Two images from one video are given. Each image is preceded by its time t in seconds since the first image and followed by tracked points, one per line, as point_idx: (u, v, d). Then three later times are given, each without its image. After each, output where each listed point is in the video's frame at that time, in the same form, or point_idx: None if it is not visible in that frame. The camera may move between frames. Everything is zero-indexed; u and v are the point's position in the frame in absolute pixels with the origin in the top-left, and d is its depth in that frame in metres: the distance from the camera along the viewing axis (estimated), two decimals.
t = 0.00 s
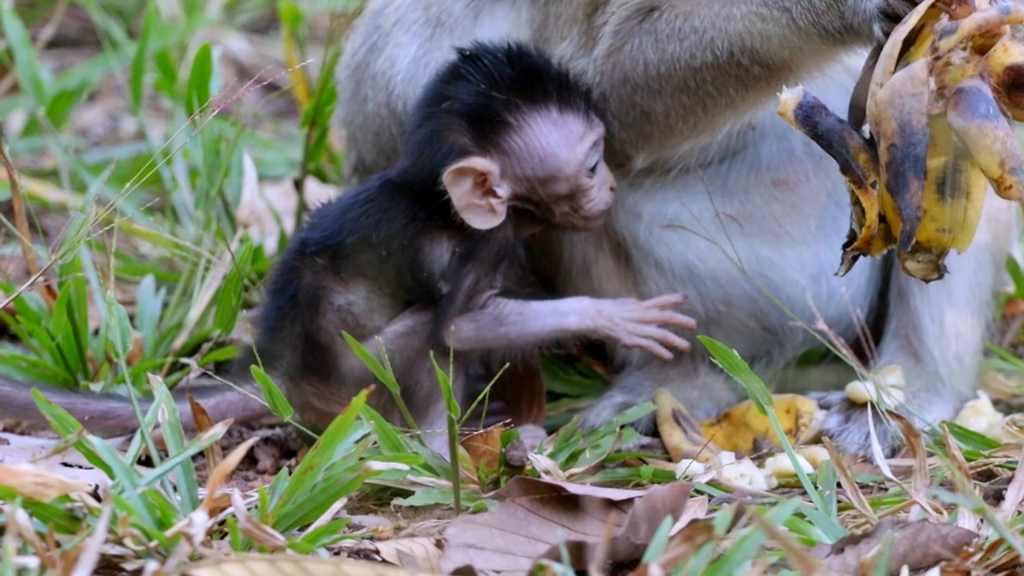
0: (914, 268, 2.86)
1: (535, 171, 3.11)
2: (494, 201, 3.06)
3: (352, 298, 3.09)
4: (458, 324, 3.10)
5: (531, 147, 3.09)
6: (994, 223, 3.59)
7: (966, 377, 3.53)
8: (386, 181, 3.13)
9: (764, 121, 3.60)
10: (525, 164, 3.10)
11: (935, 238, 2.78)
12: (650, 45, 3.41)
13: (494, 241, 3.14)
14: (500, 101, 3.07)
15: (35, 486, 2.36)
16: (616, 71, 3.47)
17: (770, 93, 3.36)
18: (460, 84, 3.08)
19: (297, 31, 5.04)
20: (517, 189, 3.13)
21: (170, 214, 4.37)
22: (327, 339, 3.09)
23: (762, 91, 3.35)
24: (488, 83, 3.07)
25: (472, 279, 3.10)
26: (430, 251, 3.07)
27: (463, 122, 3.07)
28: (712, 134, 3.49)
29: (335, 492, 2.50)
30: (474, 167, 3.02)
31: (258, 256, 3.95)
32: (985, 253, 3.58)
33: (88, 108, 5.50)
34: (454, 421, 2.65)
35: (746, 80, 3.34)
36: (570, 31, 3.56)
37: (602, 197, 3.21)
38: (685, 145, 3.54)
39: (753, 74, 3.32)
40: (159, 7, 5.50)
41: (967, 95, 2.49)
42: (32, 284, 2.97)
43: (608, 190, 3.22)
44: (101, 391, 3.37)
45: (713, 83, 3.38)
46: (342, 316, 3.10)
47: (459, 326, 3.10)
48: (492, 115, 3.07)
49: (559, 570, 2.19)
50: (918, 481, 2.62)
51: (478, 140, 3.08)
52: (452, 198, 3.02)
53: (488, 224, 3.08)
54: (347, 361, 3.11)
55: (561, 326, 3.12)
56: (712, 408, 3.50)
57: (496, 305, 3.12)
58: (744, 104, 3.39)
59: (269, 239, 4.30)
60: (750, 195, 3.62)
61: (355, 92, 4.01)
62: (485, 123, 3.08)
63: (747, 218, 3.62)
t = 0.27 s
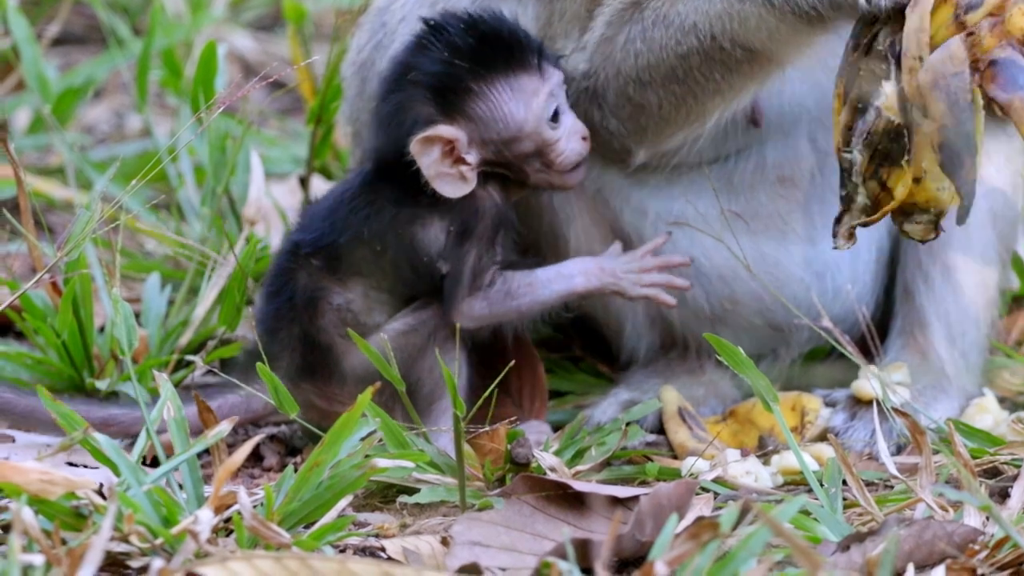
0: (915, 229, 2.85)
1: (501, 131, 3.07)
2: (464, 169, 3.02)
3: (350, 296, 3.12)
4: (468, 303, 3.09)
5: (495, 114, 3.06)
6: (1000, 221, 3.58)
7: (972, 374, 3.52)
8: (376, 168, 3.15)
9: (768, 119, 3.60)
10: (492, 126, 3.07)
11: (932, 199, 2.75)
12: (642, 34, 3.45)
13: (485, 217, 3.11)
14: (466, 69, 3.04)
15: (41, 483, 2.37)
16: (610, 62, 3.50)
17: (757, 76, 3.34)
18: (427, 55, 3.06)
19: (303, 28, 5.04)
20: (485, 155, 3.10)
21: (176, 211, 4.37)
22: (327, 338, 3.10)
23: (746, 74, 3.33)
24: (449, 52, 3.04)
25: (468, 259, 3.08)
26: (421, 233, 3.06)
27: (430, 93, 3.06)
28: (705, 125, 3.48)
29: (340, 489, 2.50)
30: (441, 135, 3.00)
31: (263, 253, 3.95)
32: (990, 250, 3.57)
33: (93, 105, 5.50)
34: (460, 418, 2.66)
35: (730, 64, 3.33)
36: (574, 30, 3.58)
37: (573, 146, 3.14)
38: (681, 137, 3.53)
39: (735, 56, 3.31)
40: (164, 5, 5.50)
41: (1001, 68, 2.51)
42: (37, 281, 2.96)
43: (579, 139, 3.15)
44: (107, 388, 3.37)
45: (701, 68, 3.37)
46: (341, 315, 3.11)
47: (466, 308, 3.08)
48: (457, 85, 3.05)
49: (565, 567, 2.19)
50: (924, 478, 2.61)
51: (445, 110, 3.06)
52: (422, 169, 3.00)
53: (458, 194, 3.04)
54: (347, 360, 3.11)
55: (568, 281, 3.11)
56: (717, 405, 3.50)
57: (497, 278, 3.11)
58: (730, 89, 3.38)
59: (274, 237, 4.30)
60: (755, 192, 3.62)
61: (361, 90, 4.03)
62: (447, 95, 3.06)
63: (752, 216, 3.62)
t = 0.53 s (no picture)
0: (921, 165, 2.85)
1: (506, 133, 3.07)
2: (467, 167, 3.02)
3: (348, 302, 3.11)
4: (453, 301, 3.09)
5: (505, 116, 3.06)
6: (1006, 218, 3.59)
7: (978, 373, 3.51)
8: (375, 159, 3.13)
9: (777, 115, 3.61)
10: (497, 126, 3.06)
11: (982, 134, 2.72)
12: (645, 28, 3.41)
13: (478, 215, 3.11)
14: (478, 68, 3.03)
15: (46, 481, 2.39)
16: (615, 58, 3.47)
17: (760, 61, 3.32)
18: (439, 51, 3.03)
19: (307, 26, 5.04)
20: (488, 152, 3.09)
21: (181, 210, 4.37)
22: (330, 342, 3.11)
23: (752, 61, 3.29)
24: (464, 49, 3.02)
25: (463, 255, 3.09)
26: (415, 233, 3.05)
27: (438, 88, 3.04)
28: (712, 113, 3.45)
29: (345, 488, 2.50)
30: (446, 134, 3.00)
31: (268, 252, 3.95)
32: (997, 250, 3.57)
33: (99, 103, 5.50)
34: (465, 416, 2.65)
35: (736, 51, 3.30)
36: (582, 29, 3.57)
37: (577, 147, 3.14)
38: (692, 126, 3.50)
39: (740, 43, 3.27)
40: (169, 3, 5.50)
41: None
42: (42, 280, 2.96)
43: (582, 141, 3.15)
44: (112, 387, 3.38)
45: (706, 58, 3.34)
46: (340, 320, 3.11)
47: (454, 305, 3.09)
48: (466, 83, 3.04)
49: (570, 566, 2.18)
50: (929, 478, 2.61)
51: (453, 108, 3.05)
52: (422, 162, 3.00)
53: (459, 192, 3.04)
54: (348, 361, 3.12)
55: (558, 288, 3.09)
56: (722, 404, 3.49)
57: (488, 278, 3.10)
58: (738, 76, 3.35)
59: (279, 235, 4.30)
60: (763, 190, 3.63)
61: (368, 85, 4.04)
62: (456, 93, 3.05)
63: (761, 215, 3.63)
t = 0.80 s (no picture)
0: (909, 279, 2.83)
1: (528, 142, 3.08)
2: (478, 166, 3.01)
3: (337, 311, 3.03)
4: (438, 297, 3.02)
5: (531, 125, 3.08)
6: (1009, 217, 3.60)
7: (980, 372, 3.51)
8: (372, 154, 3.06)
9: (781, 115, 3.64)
10: (521, 135, 3.07)
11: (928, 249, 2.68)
12: (660, 53, 3.55)
13: (466, 210, 3.06)
14: (528, 74, 3.07)
15: (48, 480, 2.40)
16: (627, 77, 3.62)
17: (767, 109, 3.47)
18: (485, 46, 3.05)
19: (310, 25, 5.04)
20: (503, 155, 3.08)
21: (184, 208, 4.37)
22: (320, 351, 3.05)
23: (763, 105, 3.45)
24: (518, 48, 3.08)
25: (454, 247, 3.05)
26: (402, 229, 2.98)
27: (480, 75, 3.03)
28: (717, 142, 3.60)
29: (348, 486, 2.50)
30: (467, 130, 2.96)
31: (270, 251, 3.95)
32: (999, 247, 3.57)
33: (102, 102, 5.50)
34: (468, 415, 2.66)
35: (747, 95, 3.45)
36: (595, 39, 3.69)
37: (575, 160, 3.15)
38: (700, 148, 3.62)
39: (753, 88, 3.43)
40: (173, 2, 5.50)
41: (921, 166, 2.61)
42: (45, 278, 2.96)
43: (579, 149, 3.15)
44: (115, 385, 3.37)
45: (716, 97, 3.49)
46: (330, 330, 3.04)
47: (437, 300, 3.03)
48: (508, 82, 3.05)
49: (573, 565, 2.18)
50: (932, 477, 2.60)
51: (493, 103, 3.04)
52: (444, 152, 2.99)
53: (467, 188, 3.04)
54: (340, 369, 3.08)
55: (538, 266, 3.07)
56: (725, 403, 3.48)
57: (468, 270, 3.05)
58: (747, 115, 3.49)
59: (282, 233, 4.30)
60: (765, 187, 3.63)
61: (373, 83, 4.03)
62: (498, 89, 3.05)
63: (763, 212, 3.64)
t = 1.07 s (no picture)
0: (937, 282, 2.75)
1: (536, 168, 3.06)
2: (483, 182, 2.96)
3: (329, 319, 3.03)
4: (420, 302, 3.02)
5: (539, 157, 3.06)
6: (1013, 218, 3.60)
7: (984, 373, 3.51)
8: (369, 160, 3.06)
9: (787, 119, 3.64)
10: (529, 160, 3.05)
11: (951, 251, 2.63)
12: (665, 57, 3.53)
13: (463, 215, 3.06)
14: (544, 100, 3.06)
15: (53, 481, 2.39)
16: (632, 80, 3.60)
17: (772, 114, 3.44)
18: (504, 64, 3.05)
19: (314, 26, 5.04)
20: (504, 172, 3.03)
21: (188, 209, 4.37)
22: (315, 360, 3.05)
23: (768, 112, 3.43)
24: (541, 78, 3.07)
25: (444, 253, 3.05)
26: (391, 233, 2.98)
27: (500, 92, 3.01)
28: (718, 147, 3.58)
29: (352, 487, 2.49)
30: (478, 144, 2.91)
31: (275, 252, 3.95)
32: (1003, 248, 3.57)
33: (105, 102, 5.50)
34: (472, 415, 2.65)
35: (752, 103, 3.43)
36: (601, 40, 3.67)
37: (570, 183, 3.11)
38: (705, 153, 3.61)
39: (758, 96, 3.40)
40: (176, 2, 5.50)
41: (938, 165, 2.58)
42: (49, 278, 2.96)
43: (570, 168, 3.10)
44: (119, 385, 3.37)
45: (721, 103, 3.47)
46: (324, 340, 3.04)
47: (417, 306, 3.02)
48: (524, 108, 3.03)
49: (577, 566, 2.18)
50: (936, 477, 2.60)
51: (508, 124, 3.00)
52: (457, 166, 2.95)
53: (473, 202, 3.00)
54: (336, 379, 3.07)
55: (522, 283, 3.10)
56: (729, 404, 3.49)
57: (453, 280, 3.05)
58: (752, 122, 3.47)
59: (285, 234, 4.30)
60: (771, 189, 3.63)
61: (378, 83, 4.06)
62: (513, 110, 3.02)
63: (768, 214, 3.63)
